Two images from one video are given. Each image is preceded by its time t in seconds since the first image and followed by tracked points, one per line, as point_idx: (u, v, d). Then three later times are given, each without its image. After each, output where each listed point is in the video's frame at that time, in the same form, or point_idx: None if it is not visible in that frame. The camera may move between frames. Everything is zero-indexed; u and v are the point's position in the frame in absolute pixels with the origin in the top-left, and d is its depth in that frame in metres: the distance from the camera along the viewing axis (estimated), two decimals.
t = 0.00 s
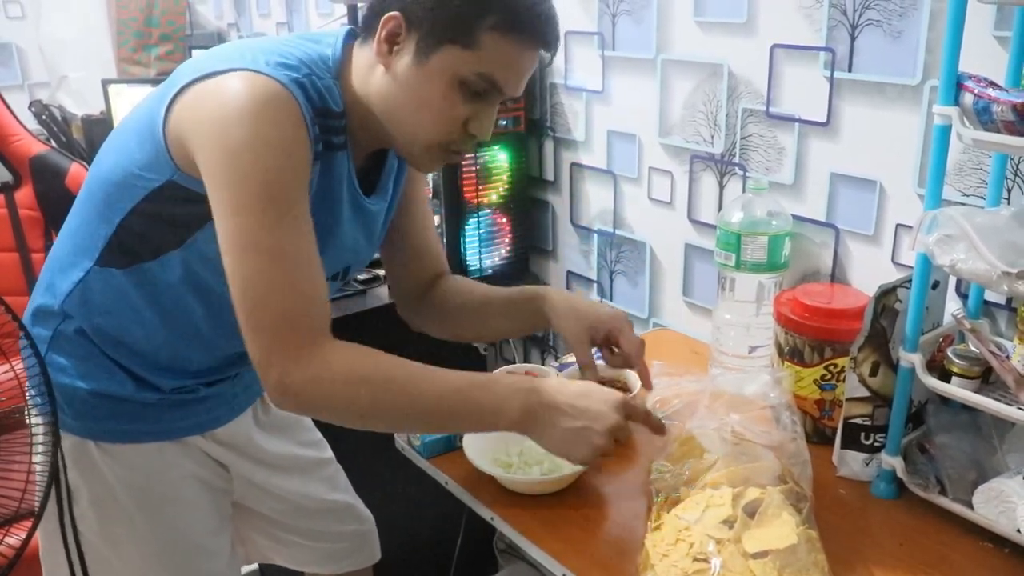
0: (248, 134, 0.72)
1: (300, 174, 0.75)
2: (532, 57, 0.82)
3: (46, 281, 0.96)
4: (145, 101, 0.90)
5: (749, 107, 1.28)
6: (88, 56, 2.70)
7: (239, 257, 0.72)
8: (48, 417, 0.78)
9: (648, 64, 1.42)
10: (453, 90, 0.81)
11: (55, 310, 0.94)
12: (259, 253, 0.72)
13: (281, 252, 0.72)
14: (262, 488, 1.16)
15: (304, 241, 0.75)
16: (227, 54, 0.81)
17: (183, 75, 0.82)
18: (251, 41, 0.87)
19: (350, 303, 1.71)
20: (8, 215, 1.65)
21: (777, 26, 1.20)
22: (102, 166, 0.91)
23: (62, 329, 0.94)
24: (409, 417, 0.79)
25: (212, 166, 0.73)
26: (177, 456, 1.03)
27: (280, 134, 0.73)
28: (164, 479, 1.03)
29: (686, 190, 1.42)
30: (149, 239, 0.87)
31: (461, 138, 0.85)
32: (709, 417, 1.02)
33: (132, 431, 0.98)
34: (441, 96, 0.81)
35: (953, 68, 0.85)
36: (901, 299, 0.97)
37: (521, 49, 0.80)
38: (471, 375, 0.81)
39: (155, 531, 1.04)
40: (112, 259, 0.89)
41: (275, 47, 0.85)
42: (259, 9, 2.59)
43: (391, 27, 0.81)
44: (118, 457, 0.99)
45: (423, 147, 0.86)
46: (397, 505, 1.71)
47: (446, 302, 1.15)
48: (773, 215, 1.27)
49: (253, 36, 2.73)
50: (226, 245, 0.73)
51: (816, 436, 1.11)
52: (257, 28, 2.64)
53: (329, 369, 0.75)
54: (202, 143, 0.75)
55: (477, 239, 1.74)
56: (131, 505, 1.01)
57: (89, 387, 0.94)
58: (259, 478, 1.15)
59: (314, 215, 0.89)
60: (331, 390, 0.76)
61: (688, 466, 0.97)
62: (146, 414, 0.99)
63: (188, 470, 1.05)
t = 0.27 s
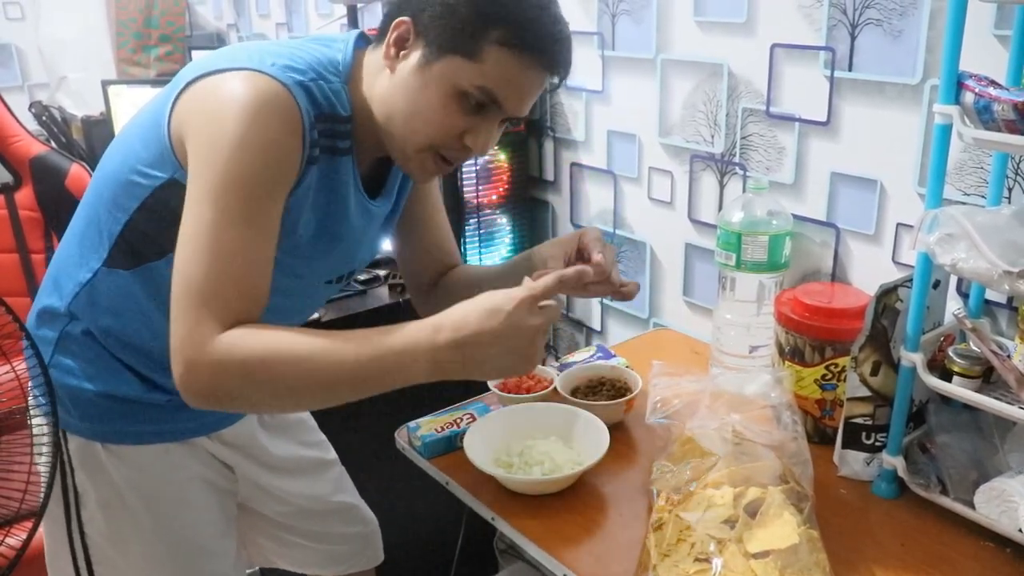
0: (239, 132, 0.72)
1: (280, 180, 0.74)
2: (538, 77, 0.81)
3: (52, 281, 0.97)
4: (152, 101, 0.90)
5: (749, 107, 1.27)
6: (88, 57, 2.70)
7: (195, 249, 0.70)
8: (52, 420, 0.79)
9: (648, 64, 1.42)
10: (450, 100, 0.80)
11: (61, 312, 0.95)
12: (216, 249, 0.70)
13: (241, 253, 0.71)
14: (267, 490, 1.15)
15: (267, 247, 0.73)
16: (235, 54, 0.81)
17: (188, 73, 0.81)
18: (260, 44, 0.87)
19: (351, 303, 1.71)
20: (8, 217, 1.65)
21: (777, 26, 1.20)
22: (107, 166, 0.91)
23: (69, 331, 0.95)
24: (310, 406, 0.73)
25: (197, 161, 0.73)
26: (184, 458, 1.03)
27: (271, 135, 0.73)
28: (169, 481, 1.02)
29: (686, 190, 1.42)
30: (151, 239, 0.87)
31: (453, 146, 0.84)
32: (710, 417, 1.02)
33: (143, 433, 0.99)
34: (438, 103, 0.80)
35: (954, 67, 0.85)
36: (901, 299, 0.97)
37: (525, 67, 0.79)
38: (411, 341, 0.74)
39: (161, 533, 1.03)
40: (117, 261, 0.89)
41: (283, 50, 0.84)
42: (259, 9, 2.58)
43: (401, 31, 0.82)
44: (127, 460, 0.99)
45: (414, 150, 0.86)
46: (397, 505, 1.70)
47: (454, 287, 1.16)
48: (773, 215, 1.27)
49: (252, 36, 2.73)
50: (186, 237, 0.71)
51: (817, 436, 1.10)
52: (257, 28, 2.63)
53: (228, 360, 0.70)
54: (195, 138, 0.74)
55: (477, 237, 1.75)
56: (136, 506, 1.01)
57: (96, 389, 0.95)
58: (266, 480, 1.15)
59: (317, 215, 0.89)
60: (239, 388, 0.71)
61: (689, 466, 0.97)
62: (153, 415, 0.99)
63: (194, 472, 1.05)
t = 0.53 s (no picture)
0: (222, 133, 0.73)
1: (262, 180, 0.75)
2: (531, 53, 0.81)
3: (52, 281, 0.97)
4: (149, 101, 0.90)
5: (749, 107, 1.27)
6: (88, 56, 2.70)
7: (176, 247, 0.72)
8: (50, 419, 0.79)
9: (647, 64, 1.42)
10: (440, 84, 0.80)
11: (60, 311, 0.95)
12: (195, 248, 0.72)
13: (221, 253, 0.73)
14: (268, 491, 1.15)
15: (246, 247, 0.75)
16: (227, 53, 0.82)
17: (181, 71, 0.82)
18: (255, 42, 0.87)
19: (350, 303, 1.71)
20: (7, 217, 1.65)
21: (777, 26, 1.20)
22: (105, 165, 0.91)
23: (69, 330, 0.95)
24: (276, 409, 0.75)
25: (180, 160, 0.74)
26: (182, 457, 1.03)
27: (254, 136, 0.74)
28: (169, 480, 1.02)
29: (685, 190, 1.42)
30: (150, 239, 0.87)
31: (452, 133, 0.83)
32: (710, 418, 1.02)
33: (139, 432, 0.98)
34: (429, 89, 0.80)
35: (954, 68, 0.85)
36: (901, 300, 0.97)
37: (515, 43, 0.79)
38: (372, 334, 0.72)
39: (160, 532, 1.03)
40: (115, 259, 0.88)
41: (277, 49, 0.85)
42: (259, 9, 2.58)
43: (384, 25, 0.83)
44: (125, 458, 0.99)
45: (415, 144, 0.85)
46: (397, 506, 1.70)
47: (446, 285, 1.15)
48: (773, 215, 1.27)
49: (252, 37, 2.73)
50: (167, 235, 0.73)
51: (817, 438, 1.10)
52: (257, 28, 2.63)
53: (200, 360, 0.72)
54: (180, 136, 0.76)
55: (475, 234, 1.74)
56: (134, 506, 1.01)
57: (95, 388, 0.95)
58: (269, 482, 1.15)
59: (311, 215, 0.89)
60: (212, 386, 0.74)
61: (688, 468, 0.97)
62: (152, 414, 0.98)
63: (193, 471, 1.05)
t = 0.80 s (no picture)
0: (210, 132, 0.73)
1: (251, 178, 0.75)
2: (512, 27, 0.80)
3: (48, 283, 0.97)
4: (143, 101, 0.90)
5: (748, 107, 1.27)
6: (88, 56, 2.70)
7: (164, 246, 0.73)
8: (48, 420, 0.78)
9: (646, 64, 1.42)
10: (416, 54, 0.80)
11: (56, 313, 0.95)
12: (184, 247, 0.72)
13: (210, 251, 0.73)
14: (266, 492, 1.15)
15: (235, 245, 0.75)
16: (218, 50, 0.82)
17: (172, 68, 0.82)
18: (246, 40, 0.87)
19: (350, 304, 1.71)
20: (6, 217, 1.65)
21: (776, 26, 1.20)
22: (99, 166, 0.91)
23: (65, 332, 0.95)
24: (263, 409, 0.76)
25: (169, 158, 0.74)
26: (179, 459, 1.03)
27: (244, 134, 0.74)
28: (166, 482, 1.02)
29: (685, 190, 1.41)
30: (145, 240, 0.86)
31: (429, 106, 0.81)
32: (709, 418, 1.02)
33: (135, 434, 0.98)
34: (405, 59, 0.80)
35: (954, 67, 0.84)
36: (901, 299, 0.97)
37: (492, 14, 0.78)
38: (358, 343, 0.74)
39: (157, 535, 1.03)
40: (110, 260, 0.88)
41: (268, 47, 0.85)
42: (258, 9, 2.58)
43: (369, 10, 0.86)
44: (122, 460, 0.99)
45: (394, 122, 0.83)
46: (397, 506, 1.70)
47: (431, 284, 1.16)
48: (773, 215, 1.27)
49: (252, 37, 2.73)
50: (156, 232, 0.73)
51: (817, 438, 1.10)
52: (257, 29, 2.63)
53: (188, 361, 0.73)
54: (169, 133, 0.76)
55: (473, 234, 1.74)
56: (132, 508, 1.01)
57: (91, 390, 0.95)
58: (268, 483, 1.14)
59: (305, 215, 0.88)
60: (200, 385, 0.74)
61: (688, 468, 0.97)
62: (148, 416, 0.98)
63: (190, 473, 1.05)
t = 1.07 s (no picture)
0: (208, 129, 0.73)
1: (247, 177, 0.75)
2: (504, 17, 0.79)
3: (44, 283, 0.97)
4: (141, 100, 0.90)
5: (749, 106, 1.27)
6: (88, 56, 2.70)
7: (159, 241, 0.73)
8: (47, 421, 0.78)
9: (646, 63, 1.41)
10: (402, 38, 0.79)
11: (54, 315, 0.94)
12: (178, 243, 0.72)
13: (204, 248, 0.73)
14: (263, 492, 1.15)
15: (230, 243, 0.75)
16: (216, 48, 0.81)
17: (170, 68, 0.82)
18: (242, 39, 0.87)
19: (350, 304, 1.71)
20: (6, 218, 1.64)
21: (777, 25, 1.20)
22: (97, 167, 0.91)
23: (63, 334, 0.94)
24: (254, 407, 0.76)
25: (165, 154, 0.74)
26: (178, 461, 1.03)
27: (242, 133, 0.74)
28: (165, 484, 1.02)
29: (685, 190, 1.41)
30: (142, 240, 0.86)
31: (414, 90, 0.81)
32: (710, 419, 1.02)
33: (134, 436, 0.98)
34: (392, 45, 0.80)
35: (955, 66, 0.84)
36: (901, 300, 0.96)
37: None
38: (356, 358, 0.74)
39: (156, 536, 1.03)
40: (108, 262, 0.88)
41: (267, 46, 0.84)
42: (258, 10, 2.58)
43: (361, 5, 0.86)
44: (119, 462, 0.99)
45: (379, 106, 0.82)
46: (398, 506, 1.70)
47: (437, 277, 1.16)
48: (773, 215, 1.26)
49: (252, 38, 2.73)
50: (150, 228, 0.73)
51: (817, 438, 1.10)
52: (256, 29, 2.63)
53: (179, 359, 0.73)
54: (166, 129, 0.75)
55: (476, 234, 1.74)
56: (130, 509, 1.01)
57: (90, 392, 0.94)
58: (264, 484, 1.14)
59: (302, 214, 0.88)
60: (190, 382, 0.74)
61: (688, 469, 0.97)
62: (147, 417, 0.98)
63: (189, 474, 1.04)
